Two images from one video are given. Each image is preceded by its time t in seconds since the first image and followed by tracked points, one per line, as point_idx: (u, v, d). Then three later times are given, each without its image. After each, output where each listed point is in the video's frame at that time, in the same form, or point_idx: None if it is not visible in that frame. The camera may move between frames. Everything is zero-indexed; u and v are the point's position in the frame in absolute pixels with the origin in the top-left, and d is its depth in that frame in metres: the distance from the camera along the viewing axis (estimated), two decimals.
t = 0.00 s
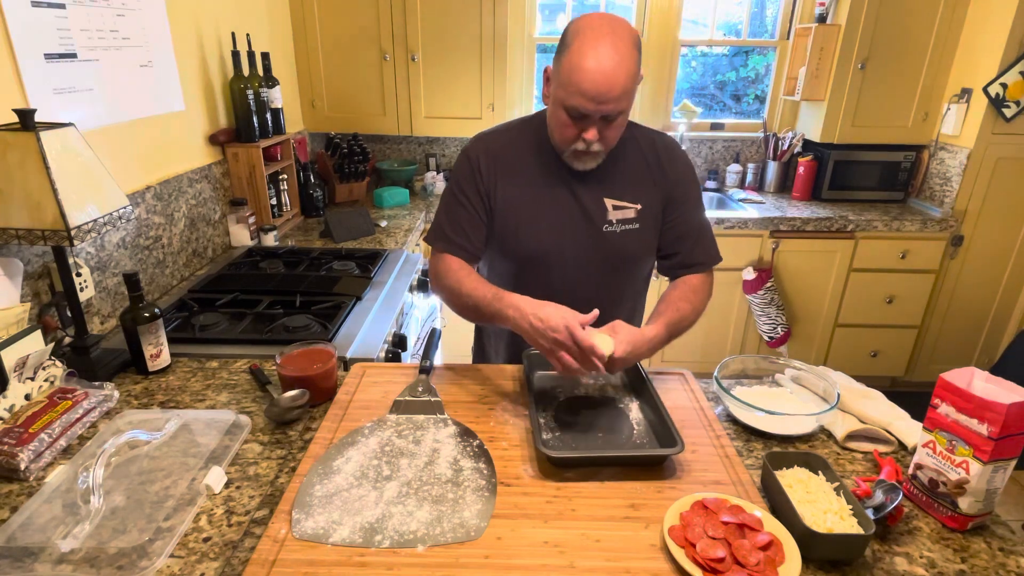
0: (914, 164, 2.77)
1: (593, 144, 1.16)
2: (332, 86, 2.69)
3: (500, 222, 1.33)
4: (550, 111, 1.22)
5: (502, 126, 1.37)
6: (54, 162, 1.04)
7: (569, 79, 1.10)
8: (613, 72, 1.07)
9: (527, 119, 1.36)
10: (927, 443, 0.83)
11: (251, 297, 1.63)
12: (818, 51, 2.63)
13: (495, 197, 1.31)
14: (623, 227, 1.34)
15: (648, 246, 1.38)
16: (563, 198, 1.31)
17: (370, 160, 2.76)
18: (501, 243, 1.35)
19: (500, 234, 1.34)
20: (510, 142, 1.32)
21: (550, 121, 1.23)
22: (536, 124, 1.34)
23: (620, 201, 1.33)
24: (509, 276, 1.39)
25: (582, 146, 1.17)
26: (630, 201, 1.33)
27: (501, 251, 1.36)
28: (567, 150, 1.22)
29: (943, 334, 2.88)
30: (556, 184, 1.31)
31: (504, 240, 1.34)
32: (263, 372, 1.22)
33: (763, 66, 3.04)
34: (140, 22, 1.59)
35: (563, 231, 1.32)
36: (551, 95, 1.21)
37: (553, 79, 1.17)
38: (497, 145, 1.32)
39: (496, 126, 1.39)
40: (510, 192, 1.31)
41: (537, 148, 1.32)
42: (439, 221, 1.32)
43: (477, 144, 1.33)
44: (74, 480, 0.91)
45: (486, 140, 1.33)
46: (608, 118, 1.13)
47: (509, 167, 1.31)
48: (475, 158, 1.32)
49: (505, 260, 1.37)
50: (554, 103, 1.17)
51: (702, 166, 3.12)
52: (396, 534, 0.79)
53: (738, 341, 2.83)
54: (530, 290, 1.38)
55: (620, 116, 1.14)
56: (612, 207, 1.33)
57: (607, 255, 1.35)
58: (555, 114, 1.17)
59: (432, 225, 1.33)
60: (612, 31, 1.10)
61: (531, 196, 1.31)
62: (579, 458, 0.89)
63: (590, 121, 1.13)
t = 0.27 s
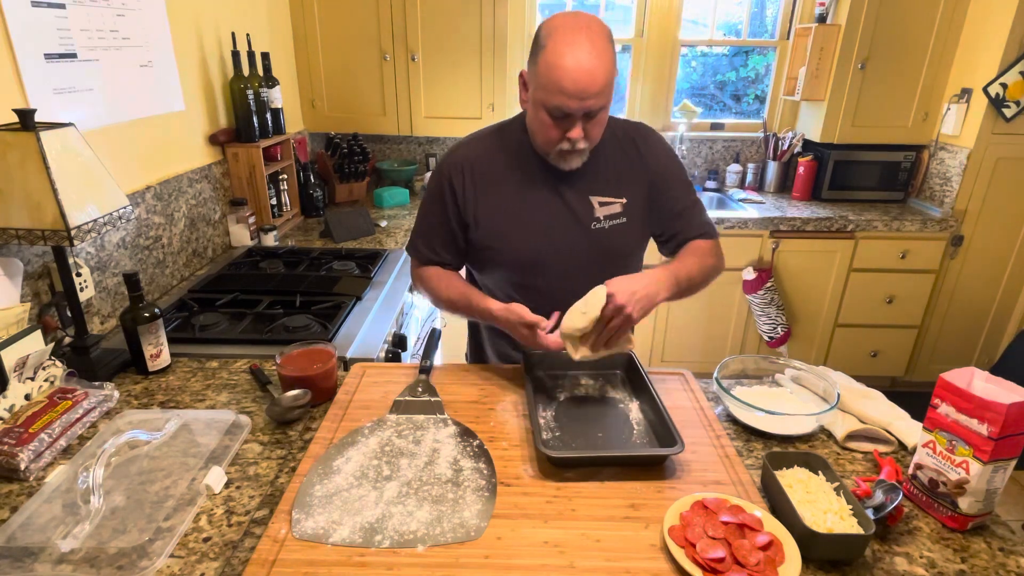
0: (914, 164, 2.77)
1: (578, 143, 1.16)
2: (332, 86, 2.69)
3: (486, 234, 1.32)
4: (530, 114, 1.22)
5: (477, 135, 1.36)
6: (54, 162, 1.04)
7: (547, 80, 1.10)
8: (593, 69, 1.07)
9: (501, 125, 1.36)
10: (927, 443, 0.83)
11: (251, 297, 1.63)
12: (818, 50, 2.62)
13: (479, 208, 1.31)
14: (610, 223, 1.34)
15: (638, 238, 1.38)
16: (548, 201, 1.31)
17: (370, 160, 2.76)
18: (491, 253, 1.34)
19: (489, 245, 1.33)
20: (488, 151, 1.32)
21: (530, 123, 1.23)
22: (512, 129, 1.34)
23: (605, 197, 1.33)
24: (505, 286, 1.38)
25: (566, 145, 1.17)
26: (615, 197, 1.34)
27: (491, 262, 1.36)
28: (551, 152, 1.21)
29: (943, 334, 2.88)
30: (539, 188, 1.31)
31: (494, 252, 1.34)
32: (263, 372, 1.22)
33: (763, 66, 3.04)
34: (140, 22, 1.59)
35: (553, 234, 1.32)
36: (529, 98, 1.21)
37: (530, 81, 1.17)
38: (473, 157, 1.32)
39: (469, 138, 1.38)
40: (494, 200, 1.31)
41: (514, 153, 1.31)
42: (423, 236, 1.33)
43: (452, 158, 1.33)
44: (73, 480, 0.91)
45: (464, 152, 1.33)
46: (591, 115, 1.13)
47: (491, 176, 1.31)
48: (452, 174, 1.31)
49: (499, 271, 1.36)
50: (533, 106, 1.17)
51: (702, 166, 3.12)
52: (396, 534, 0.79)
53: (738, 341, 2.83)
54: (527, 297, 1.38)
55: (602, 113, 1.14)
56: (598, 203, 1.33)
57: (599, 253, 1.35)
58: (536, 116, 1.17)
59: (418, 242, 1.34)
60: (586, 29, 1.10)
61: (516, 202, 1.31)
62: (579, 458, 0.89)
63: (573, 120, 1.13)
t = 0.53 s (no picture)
0: (914, 164, 2.77)
1: (567, 144, 1.16)
2: (332, 86, 2.68)
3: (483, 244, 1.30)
4: (514, 119, 1.21)
5: (462, 146, 1.33)
6: (54, 162, 1.04)
7: (531, 85, 1.09)
8: (577, 70, 1.07)
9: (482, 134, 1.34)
10: (927, 443, 0.83)
11: (251, 297, 1.63)
12: (818, 51, 2.63)
13: (473, 221, 1.29)
14: (605, 218, 1.35)
15: (631, 229, 1.40)
16: (542, 204, 1.30)
17: (370, 160, 2.77)
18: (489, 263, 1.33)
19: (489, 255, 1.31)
20: (476, 161, 1.29)
21: (516, 129, 1.23)
22: (497, 136, 1.32)
23: (597, 193, 1.33)
24: (506, 292, 1.37)
25: (555, 147, 1.16)
26: (607, 192, 1.34)
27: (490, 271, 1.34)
28: (539, 155, 1.21)
29: (943, 334, 2.88)
30: (532, 192, 1.30)
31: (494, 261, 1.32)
32: (263, 372, 1.22)
33: (763, 66, 3.04)
34: (140, 22, 1.59)
35: (550, 235, 1.31)
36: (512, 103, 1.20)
37: (512, 87, 1.16)
38: (459, 168, 1.29)
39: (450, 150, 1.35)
40: (488, 211, 1.28)
41: (502, 160, 1.30)
42: (418, 255, 1.30)
43: (438, 171, 1.30)
44: (73, 480, 0.91)
45: (451, 166, 1.29)
46: (576, 116, 1.13)
47: (483, 186, 1.28)
48: (441, 188, 1.28)
49: (499, 279, 1.35)
50: (518, 111, 1.17)
51: (702, 166, 3.12)
52: (396, 534, 0.79)
53: (739, 341, 2.83)
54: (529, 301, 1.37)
55: (587, 112, 1.14)
56: (591, 201, 1.33)
57: (596, 250, 1.35)
58: (522, 120, 1.16)
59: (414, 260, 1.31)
60: (566, 30, 1.10)
61: (511, 209, 1.29)
62: (580, 458, 0.89)
63: (561, 121, 1.13)
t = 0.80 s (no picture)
0: (914, 164, 2.77)
1: (617, 135, 1.17)
2: (332, 86, 2.69)
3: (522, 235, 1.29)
4: (563, 111, 1.22)
5: (505, 137, 1.33)
6: (54, 162, 1.04)
7: (588, 73, 1.11)
8: (633, 60, 1.10)
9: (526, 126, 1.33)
10: (927, 443, 0.83)
11: (251, 297, 1.63)
12: (818, 51, 2.62)
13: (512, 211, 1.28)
14: (640, 221, 1.35)
15: (661, 235, 1.41)
16: (581, 201, 1.30)
17: (370, 160, 2.77)
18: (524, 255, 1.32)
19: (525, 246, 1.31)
20: (522, 153, 1.29)
21: (563, 123, 1.23)
22: (541, 129, 1.32)
23: (634, 195, 1.34)
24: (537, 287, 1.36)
25: (604, 137, 1.17)
26: (643, 195, 1.35)
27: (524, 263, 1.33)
28: (586, 147, 1.22)
29: (943, 334, 2.88)
30: (573, 188, 1.30)
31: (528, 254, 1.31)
32: (263, 372, 1.22)
33: (763, 66, 3.04)
34: (140, 22, 1.59)
35: (587, 233, 1.31)
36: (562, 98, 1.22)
37: (564, 77, 1.18)
38: (504, 157, 1.28)
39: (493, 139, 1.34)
40: (529, 204, 1.28)
41: (547, 153, 1.29)
42: (455, 241, 1.28)
43: (483, 158, 1.29)
44: (73, 480, 0.91)
45: (496, 155, 1.28)
46: (627, 107, 1.15)
47: (527, 178, 1.28)
48: (485, 175, 1.27)
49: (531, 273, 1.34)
50: (569, 103, 1.18)
51: (702, 166, 3.12)
52: (396, 534, 0.79)
53: (738, 341, 2.82)
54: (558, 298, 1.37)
55: (636, 105, 1.17)
56: (628, 202, 1.34)
57: (629, 251, 1.36)
58: (573, 110, 1.17)
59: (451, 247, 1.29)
60: (621, 24, 1.13)
61: (552, 204, 1.29)
62: (580, 459, 0.89)
63: (613, 111, 1.15)
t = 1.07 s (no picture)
0: (914, 164, 2.77)
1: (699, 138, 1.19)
2: (332, 86, 2.69)
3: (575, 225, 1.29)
4: (642, 110, 1.21)
5: (567, 127, 1.33)
6: (54, 162, 1.04)
7: (684, 75, 1.11)
8: (730, 66, 1.11)
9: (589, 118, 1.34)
10: (927, 443, 0.83)
11: (251, 297, 1.63)
12: (818, 51, 2.62)
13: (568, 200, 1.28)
14: (689, 224, 1.35)
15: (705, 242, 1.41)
16: (636, 198, 1.30)
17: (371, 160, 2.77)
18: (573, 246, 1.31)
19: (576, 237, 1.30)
20: (584, 143, 1.29)
21: (640, 122, 1.22)
22: (604, 122, 1.32)
23: (686, 198, 1.35)
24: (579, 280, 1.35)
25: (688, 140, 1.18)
26: (694, 200, 1.36)
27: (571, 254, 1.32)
28: (665, 148, 1.22)
29: (943, 334, 2.88)
30: (630, 184, 1.30)
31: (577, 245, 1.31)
32: (263, 372, 1.22)
33: (763, 66, 3.04)
34: (140, 22, 1.59)
35: (637, 231, 1.31)
36: (642, 98, 1.20)
37: (651, 77, 1.17)
38: (567, 146, 1.28)
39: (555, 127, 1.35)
40: (585, 194, 1.28)
41: (609, 147, 1.29)
42: (509, 224, 1.27)
43: (546, 145, 1.29)
44: (73, 480, 0.90)
45: (557, 142, 1.29)
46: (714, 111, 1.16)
47: (585, 168, 1.28)
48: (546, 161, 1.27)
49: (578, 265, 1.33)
50: (655, 103, 1.17)
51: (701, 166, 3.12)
52: (396, 534, 0.79)
53: (738, 341, 2.82)
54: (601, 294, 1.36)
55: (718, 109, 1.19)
56: (680, 205, 1.34)
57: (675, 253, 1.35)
58: (661, 111, 1.17)
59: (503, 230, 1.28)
60: (713, 29, 1.14)
61: (607, 196, 1.29)
62: (579, 459, 0.89)
63: (700, 116, 1.16)
